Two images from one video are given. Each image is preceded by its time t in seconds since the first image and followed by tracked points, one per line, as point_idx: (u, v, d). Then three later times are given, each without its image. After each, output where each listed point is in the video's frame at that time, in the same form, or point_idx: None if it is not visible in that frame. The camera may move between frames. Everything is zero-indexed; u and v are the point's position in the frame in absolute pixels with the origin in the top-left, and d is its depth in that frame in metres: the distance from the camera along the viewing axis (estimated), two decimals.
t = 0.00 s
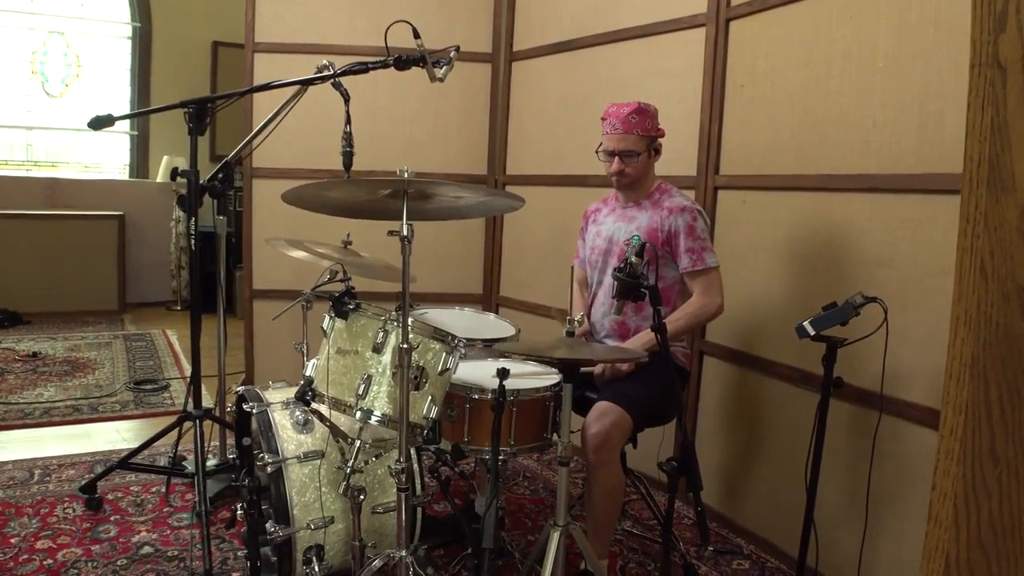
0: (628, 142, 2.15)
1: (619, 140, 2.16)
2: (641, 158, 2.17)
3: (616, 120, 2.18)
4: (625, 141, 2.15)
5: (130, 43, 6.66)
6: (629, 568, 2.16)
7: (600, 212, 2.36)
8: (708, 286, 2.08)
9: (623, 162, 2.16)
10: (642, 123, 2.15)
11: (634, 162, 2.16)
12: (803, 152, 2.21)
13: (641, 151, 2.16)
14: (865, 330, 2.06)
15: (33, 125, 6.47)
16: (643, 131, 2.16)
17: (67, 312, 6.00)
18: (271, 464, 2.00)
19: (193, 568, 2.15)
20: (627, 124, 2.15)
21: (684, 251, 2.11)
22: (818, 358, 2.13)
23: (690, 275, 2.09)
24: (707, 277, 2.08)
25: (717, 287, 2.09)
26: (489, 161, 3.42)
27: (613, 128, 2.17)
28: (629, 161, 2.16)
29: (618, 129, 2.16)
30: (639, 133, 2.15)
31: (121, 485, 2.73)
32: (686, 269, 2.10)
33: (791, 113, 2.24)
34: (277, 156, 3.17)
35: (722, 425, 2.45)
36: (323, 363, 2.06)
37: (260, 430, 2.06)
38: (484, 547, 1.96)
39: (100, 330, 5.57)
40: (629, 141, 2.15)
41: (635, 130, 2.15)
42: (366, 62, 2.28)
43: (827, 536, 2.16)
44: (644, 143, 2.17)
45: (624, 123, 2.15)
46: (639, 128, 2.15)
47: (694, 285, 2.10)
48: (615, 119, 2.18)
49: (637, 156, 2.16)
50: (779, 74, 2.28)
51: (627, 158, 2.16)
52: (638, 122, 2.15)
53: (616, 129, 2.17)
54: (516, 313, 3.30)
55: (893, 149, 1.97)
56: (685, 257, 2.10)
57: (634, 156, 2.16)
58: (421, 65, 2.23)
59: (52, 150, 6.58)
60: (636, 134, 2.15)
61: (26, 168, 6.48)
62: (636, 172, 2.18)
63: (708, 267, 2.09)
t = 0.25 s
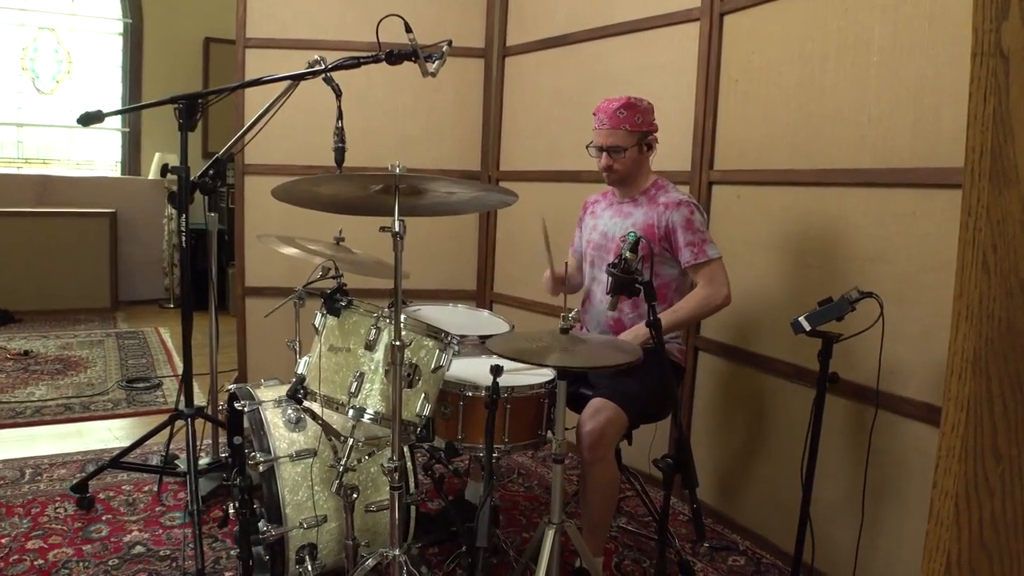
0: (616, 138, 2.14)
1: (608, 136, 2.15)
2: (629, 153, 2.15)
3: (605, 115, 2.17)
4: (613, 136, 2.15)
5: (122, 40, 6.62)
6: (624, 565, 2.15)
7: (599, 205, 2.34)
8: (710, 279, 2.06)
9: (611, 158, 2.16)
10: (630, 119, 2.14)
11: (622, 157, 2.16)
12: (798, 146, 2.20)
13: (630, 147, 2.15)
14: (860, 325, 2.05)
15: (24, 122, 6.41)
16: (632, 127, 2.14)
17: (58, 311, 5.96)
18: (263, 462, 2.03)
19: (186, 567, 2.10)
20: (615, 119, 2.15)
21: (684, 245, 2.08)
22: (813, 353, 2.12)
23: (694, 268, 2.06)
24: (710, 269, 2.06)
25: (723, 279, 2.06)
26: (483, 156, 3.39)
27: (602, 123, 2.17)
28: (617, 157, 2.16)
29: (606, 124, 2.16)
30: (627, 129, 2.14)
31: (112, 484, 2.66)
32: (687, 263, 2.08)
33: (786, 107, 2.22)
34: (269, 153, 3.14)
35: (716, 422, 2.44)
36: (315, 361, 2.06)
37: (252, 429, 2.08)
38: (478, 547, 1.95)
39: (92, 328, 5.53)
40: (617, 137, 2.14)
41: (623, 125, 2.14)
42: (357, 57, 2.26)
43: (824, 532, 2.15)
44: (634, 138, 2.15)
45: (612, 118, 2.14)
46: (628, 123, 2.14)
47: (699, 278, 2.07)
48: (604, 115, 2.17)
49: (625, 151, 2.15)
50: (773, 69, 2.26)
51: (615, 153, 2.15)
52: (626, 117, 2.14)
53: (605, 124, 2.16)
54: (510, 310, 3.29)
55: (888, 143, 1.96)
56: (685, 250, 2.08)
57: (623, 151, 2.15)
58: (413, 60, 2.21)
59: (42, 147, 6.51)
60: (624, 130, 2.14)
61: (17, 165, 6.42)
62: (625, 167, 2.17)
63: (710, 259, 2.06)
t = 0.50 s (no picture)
0: (602, 136, 2.14)
1: (595, 133, 2.15)
2: (615, 151, 2.15)
3: (594, 113, 2.16)
4: (600, 134, 2.14)
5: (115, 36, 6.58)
6: (619, 563, 2.14)
7: (592, 204, 2.33)
8: (699, 279, 2.04)
9: (597, 155, 2.16)
10: (617, 117, 2.13)
11: (608, 155, 2.16)
12: (792, 143, 2.19)
13: (616, 145, 2.15)
14: (855, 322, 2.05)
15: (16, 119, 6.36)
16: (619, 124, 2.13)
17: (51, 309, 5.93)
18: (256, 462, 2.02)
19: (179, 568, 2.07)
20: (603, 117, 2.14)
21: (675, 244, 2.08)
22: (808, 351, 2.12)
23: (682, 267, 2.06)
24: (699, 269, 2.05)
25: (710, 278, 2.05)
26: (477, 154, 3.38)
27: (590, 121, 2.16)
28: (604, 155, 2.16)
29: (592, 122, 2.15)
30: (614, 127, 2.13)
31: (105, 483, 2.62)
32: (676, 262, 2.07)
33: (780, 103, 2.22)
34: (262, 150, 3.13)
35: (711, 420, 2.43)
36: (307, 360, 2.07)
37: (245, 428, 2.08)
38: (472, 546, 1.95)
39: (84, 327, 5.50)
40: (603, 135, 2.14)
41: (610, 124, 2.13)
42: (350, 53, 2.25)
43: (819, 530, 2.15)
44: (621, 136, 2.15)
45: (599, 116, 2.14)
46: (615, 121, 2.13)
47: (687, 276, 2.05)
48: (592, 112, 2.16)
49: (611, 149, 2.15)
50: (767, 66, 2.25)
51: (601, 151, 2.15)
52: (614, 114, 2.13)
53: (592, 121, 2.16)
54: (505, 308, 3.28)
55: (883, 141, 1.96)
56: (676, 249, 2.07)
57: (609, 148, 2.15)
58: (406, 57, 2.20)
59: (36, 145, 6.48)
60: (611, 128, 2.13)
61: (10, 163, 6.37)
62: (611, 166, 2.17)
63: (700, 259, 2.05)
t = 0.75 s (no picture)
0: (606, 135, 2.11)
1: (596, 134, 2.12)
2: (619, 150, 2.13)
3: (592, 113, 2.12)
4: (602, 134, 2.11)
5: (107, 33, 6.53)
6: (615, 563, 2.13)
7: (584, 204, 2.31)
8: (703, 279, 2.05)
9: (602, 156, 2.13)
10: (618, 115, 2.11)
11: (613, 154, 2.14)
12: (789, 140, 2.18)
13: (619, 143, 2.13)
14: (852, 320, 2.04)
15: (7, 116, 6.32)
16: (620, 123, 2.11)
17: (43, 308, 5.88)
18: (249, 462, 2.01)
19: (170, 569, 2.03)
20: (603, 116, 2.10)
21: (678, 245, 2.08)
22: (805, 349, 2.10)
23: (687, 268, 2.06)
24: (702, 269, 2.06)
25: (711, 278, 2.06)
26: (472, 151, 3.36)
27: (590, 121, 2.12)
28: (608, 155, 2.13)
29: (594, 122, 2.11)
30: (616, 125, 2.11)
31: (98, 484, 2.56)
32: (681, 262, 2.07)
33: (777, 100, 2.20)
34: (255, 147, 3.10)
35: (707, 419, 2.41)
36: (300, 358, 2.07)
37: (237, 427, 2.05)
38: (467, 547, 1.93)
39: (76, 326, 5.46)
40: (607, 134, 2.11)
41: (611, 123, 2.10)
42: (343, 50, 2.22)
43: (816, 529, 2.13)
44: (622, 134, 2.13)
45: (600, 116, 2.10)
46: (616, 119, 2.10)
47: (689, 276, 2.06)
48: (590, 112, 2.12)
49: (615, 148, 2.13)
50: (764, 62, 2.24)
51: (606, 151, 2.13)
52: (614, 113, 2.10)
53: (593, 122, 2.12)
54: (501, 306, 3.26)
55: (880, 138, 1.94)
56: (679, 250, 2.07)
57: (613, 148, 2.13)
58: (399, 53, 2.18)
59: (27, 142, 6.44)
60: (613, 127, 2.10)
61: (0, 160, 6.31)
62: (616, 164, 2.15)
63: (703, 259, 2.06)
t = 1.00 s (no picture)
0: (614, 123, 2.07)
1: (603, 121, 2.07)
2: (625, 139, 2.08)
3: (599, 100, 2.08)
4: (610, 121, 2.06)
5: (92, 25, 6.43)
6: (612, 567, 2.08)
7: (585, 196, 2.26)
8: (699, 271, 2.01)
9: (609, 144, 2.08)
10: (626, 103, 2.07)
11: (619, 143, 2.08)
12: (790, 135, 2.13)
13: (627, 132, 2.08)
14: (855, 319, 1.99)
15: None
16: (627, 112, 2.07)
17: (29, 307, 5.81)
18: (237, 464, 1.96)
19: None
20: (611, 104, 2.06)
21: (674, 235, 2.03)
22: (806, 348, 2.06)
23: (682, 260, 2.01)
24: (698, 261, 2.01)
25: (708, 271, 2.02)
26: (466, 146, 3.30)
27: (597, 108, 2.07)
28: (615, 143, 2.08)
29: (602, 109, 2.07)
30: (624, 114, 2.07)
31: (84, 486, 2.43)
32: (676, 253, 2.02)
33: (777, 92, 2.15)
34: (245, 142, 3.05)
35: (706, 419, 2.37)
36: (290, 357, 2.02)
37: (225, 428, 2.01)
38: (461, 551, 1.89)
39: (61, 325, 5.37)
40: (614, 122, 2.06)
41: (619, 111, 2.06)
42: (334, 42, 2.17)
43: (818, 532, 2.09)
44: (629, 123, 2.08)
45: (608, 103, 2.06)
46: (623, 108, 2.07)
47: (684, 271, 2.03)
48: (598, 100, 2.08)
49: (623, 137, 2.08)
50: (764, 55, 2.19)
51: (613, 139, 2.07)
52: (622, 101, 2.07)
53: (600, 109, 2.07)
54: (496, 304, 3.21)
55: (884, 132, 1.90)
56: (675, 240, 2.02)
57: (619, 136, 2.08)
58: (392, 45, 2.13)
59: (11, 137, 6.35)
60: (620, 115, 2.06)
61: None
62: (621, 154, 2.10)
63: (699, 250, 2.01)
